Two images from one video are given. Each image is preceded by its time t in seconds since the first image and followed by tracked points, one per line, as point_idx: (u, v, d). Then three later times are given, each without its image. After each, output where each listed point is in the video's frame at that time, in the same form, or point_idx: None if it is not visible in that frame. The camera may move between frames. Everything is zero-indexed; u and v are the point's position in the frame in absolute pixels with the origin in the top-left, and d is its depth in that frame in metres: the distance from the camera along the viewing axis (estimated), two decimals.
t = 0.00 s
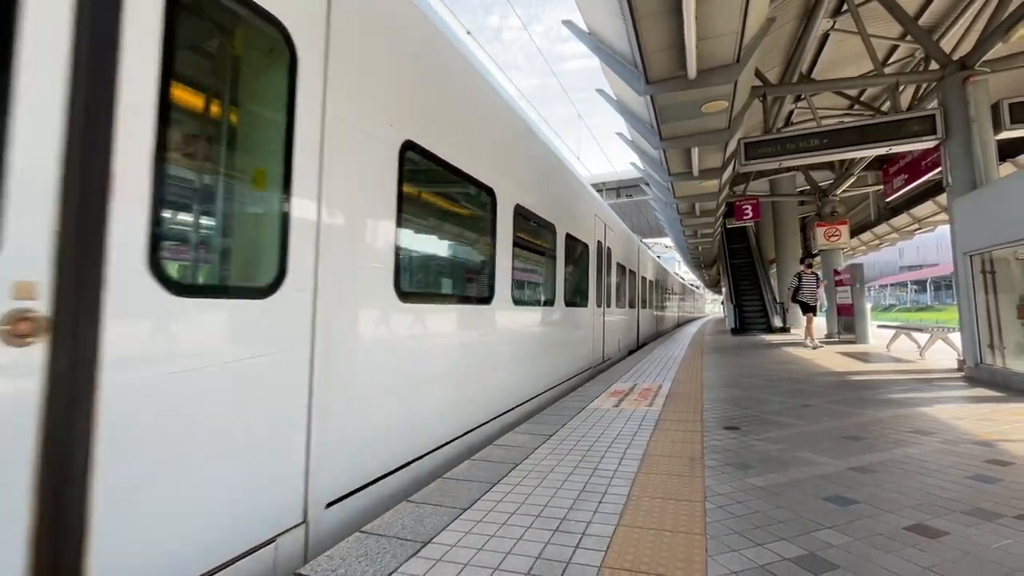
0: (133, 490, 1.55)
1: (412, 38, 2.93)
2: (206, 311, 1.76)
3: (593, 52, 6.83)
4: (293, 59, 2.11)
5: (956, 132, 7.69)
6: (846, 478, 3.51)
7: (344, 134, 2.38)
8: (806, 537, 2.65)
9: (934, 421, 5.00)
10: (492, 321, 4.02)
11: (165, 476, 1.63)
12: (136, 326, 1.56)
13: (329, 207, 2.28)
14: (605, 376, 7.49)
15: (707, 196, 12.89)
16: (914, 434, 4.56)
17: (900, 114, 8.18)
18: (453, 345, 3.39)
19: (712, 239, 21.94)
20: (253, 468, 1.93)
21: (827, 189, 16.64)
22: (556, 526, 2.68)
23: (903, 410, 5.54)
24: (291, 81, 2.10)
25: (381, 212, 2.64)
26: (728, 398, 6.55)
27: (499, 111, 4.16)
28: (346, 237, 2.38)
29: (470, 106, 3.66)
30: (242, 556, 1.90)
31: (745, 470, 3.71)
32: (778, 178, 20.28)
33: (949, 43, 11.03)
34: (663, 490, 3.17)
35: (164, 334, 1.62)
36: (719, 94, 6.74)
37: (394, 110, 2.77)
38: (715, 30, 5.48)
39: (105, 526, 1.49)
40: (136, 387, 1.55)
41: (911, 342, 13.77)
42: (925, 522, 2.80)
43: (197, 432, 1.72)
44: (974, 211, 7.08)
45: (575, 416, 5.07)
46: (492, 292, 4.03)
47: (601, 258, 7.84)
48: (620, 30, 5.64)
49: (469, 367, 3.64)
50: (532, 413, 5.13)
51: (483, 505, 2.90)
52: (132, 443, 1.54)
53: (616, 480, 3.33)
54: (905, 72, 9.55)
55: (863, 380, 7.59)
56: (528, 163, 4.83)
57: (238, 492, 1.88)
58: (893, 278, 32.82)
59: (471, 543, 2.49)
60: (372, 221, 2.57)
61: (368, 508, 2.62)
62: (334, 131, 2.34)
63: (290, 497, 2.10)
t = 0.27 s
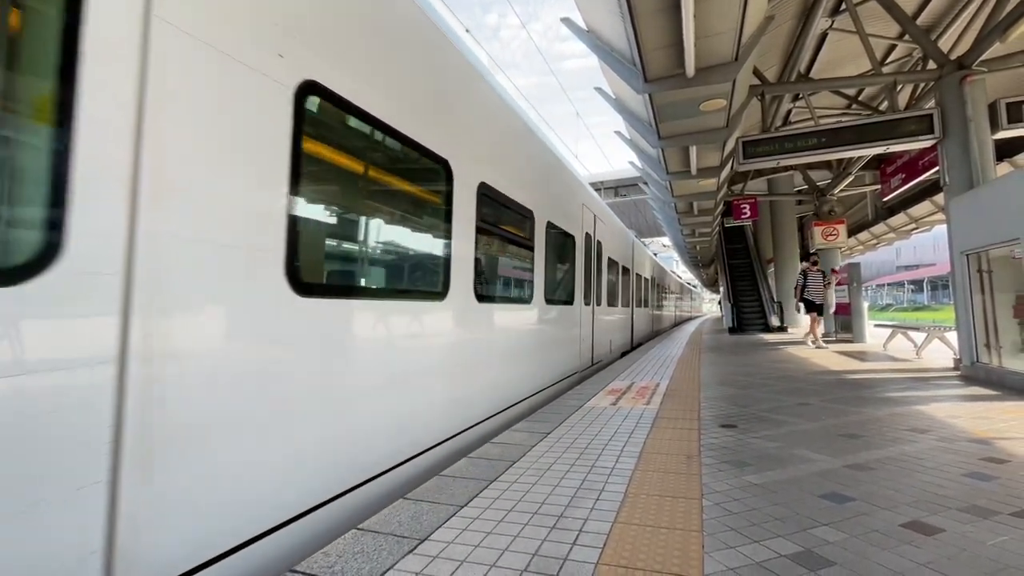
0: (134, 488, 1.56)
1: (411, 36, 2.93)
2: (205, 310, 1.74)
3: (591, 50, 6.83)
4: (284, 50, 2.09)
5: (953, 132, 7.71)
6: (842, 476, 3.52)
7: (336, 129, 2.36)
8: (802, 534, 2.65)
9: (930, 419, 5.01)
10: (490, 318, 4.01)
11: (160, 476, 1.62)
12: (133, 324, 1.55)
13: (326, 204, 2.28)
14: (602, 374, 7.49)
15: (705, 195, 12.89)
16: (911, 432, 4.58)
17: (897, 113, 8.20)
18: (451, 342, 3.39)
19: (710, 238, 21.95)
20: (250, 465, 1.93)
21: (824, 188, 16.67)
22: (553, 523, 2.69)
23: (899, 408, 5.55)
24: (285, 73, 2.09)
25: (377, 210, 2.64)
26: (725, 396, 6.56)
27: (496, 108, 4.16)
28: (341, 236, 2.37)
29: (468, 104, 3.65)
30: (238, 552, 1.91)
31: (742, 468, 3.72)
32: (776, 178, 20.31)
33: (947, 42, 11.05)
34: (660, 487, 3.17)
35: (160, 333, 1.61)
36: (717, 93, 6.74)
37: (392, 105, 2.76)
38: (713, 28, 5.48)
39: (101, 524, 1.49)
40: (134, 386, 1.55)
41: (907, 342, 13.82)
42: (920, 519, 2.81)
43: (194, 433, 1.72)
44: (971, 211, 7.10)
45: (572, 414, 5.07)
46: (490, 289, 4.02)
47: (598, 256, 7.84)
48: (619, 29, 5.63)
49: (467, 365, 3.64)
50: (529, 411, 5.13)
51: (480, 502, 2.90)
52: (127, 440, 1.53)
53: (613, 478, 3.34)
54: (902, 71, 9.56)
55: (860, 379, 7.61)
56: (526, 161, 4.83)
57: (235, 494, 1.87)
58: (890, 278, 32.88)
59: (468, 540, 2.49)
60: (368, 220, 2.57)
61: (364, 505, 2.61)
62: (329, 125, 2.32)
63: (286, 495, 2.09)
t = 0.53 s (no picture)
0: (131, 487, 1.56)
1: (410, 32, 2.92)
2: (200, 308, 1.74)
3: (590, 47, 6.82)
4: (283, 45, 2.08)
5: (952, 130, 7.69)
6: (841, 474, 3.52)
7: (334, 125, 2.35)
8: (800, 532, 2.65)
9: (928, 417, 5.01)
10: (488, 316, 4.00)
11: (156, 475, 1.62)
12: (128, 323, 1.54)
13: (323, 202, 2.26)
14: (601, 372, 7.48)
15: (704, 194, 12.88)
16: (909, 430, 4.58)
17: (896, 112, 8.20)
18: (449, 340, 3.38)
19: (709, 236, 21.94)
20: (248, 463, 1.92)
21: (823, 187, 16.67)
22: (551, 521, 2.68)
23: (898, 406, 5.55)
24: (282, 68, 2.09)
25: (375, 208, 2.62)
26: (724, 394, 6.56)
27: (496, 105, 4.14)
28: (338, 234, 2.36)
29: (468, 101, 3.64)
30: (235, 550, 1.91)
31: (741, 465, 3.72)
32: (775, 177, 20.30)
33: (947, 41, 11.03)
34: (658, 485, 3.17)
35: (155, 332, 1.61)
36: (716, 90, 6.73)
37: (391, 102, 2.74)
38: (713, 25, 5.46)
39: (95, 524, 1.48)
40: (131, 384, 1.54)
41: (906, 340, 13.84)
42: (918, 517, 2.81)
43: (191, 431, 1.72)
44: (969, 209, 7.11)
45: (571, 412, 5.07)
46: (488, 286, 4.01)
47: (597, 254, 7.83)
48: (618, 26, 5.62)
49: (465, 363, 3.63)
50: (528, 408, 5.13)
51: (478, 500, 2.89)
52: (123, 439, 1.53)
53: (611, 475, 3.33)
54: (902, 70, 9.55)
55: (858, 377, 7.61)
56: (526, 159, 4.82)
57: (232, 491, 1.87)
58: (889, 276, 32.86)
59: (466, 537, 2.48)
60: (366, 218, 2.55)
61: (362, 503, 2.61)
62: (327, 122, 2.32)
63: (282, 494, 2.09)
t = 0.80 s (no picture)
0: (127, 488, 1.54)
1: (409, 31, 2.91)
2: (197, 308, 1.72)
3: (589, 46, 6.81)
4: (282, 44, 2.07)
5: (949, 130, 7.70)
6: (839, 472, 3.52)
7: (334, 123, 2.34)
8: (800, 530, 2.64)
9: (926, 416, 5.02)
10: (486, 315, 4.00)
11: (153, 476, 1.60)
12: (123, 322, 1.53)
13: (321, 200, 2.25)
14: (599, 372, 7.48)
15: (702, 193, 12.89)
16: (906, 428, 4.59)
17: (894, 111, 8.21)
18: (446, 339, 3.37)
19: (707, 236, 21.96)
20: (246, 463, 1.91)
21: (821, 186, 16.70)
22: (548, 519, 2.67)
23: (895, 405, 5.56)
24: (282, 67, 2.08)
25: (373, 206, 2.61)
26: (721, 393, 6.56)
27: (494, 103, 4.13)
28: (336, 233, 2.34)
29: (466, 98, 3.62)
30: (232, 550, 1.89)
31: (739, 464, 3.72)
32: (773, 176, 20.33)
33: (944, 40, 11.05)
34: (657, 483, 3.16)
35: (152, 331, 1.59)
36: (715, 89, 6.72)
37: (390, 101, 2.74)
38: (711, 24, 5.46)
39: (90, 526, 1.46)
40: (127, 385, 1.53)
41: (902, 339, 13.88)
42: (917, 515, 2.81)
43: (188, 431, 1.70)
44: (966, 209, 7.13)
45: (570, 410, 5.07)
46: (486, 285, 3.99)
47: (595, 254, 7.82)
48: (617, 25, 5.61)
49: (463, 362, 3.62)
50: (527, 408, 5.12)
51: (476, 499, 2.89)
52: (119, 441, 1.51)
53: (609, 474, 3.33)
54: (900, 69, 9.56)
55: (855, 376, 7.62)
56: (524, 158, 4.81)
57: (230, 493, 1.86)
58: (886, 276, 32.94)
59: (464, 536, 2.47)
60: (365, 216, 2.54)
61: (357, 503, 2.59)
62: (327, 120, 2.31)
63: (278, 495, 2.07)
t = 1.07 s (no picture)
0: (130, 487, 1.54)
1: (410, 28, 2.90)
2: (199, 307, 1.72)
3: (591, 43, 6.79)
4: (283, 42, 2.07)
5: (953, 127, 7.67)
6: (842, 470, 3.51)
7: (334, 122, 2.34)
8: (803, 528, 2.64)
9: (929, 414, 5.00)
10: (487, 313, 3.99)
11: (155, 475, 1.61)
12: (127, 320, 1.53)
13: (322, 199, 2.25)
14: (600, 369, 7.48)
15: (704, 191, 12.86)
16: (909, 426, 4.57)
17: (897, 108, 8.18)
18: (447, 338, 3.36)
19: (709, 234, 21.92)
20: (248, 462, 1.91)
21: (823, 184, 16.64)
22: (551, 517, 2.67)
23: (898, 403, 5.54)
24: (284, 66, 2.08)
25: (374, 205, 2.61)
26: (723, 391, 6.55)
27: (496, 100, 4.12)
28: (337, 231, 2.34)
29: (467, 95, 3.61)
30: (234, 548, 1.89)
31: (742, 461, 3.71)
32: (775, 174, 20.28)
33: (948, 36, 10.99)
34: (659, 481, 3.16)
35: (154, 329, 1.59)
36: (717, 86, 6.69)
37: (391, 98, 2.73)
38: (714, 21, 5.43)
39: (93, 525, 1.46)
40: (130, 384, 1.53)
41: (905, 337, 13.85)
42: (920, 513, 2.80)
43: (190, 430, 1.70)
44: (970, 206, 7.10)
45: (571, 408, 5.06)
46: (486, 283, 3.99)
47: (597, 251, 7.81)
48: (619, 21, 5.58)
49: (464, 360, 3.62)
50: (528, 406, 5.11)
51: (478, 496, 2.88)
52: (121, 440, 1.51)
53: (611, 471, 3.33)
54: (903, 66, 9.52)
55: (858, 374, 7.61)
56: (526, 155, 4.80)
57: (231, 491, 1.86)
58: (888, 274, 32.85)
59: (466, 533, 2.47)
60: (366, 215, 2.54)
61: (359, 500, 2.58)
62: (328, 119, 2.31)
63: (280, 494, 2.07)
